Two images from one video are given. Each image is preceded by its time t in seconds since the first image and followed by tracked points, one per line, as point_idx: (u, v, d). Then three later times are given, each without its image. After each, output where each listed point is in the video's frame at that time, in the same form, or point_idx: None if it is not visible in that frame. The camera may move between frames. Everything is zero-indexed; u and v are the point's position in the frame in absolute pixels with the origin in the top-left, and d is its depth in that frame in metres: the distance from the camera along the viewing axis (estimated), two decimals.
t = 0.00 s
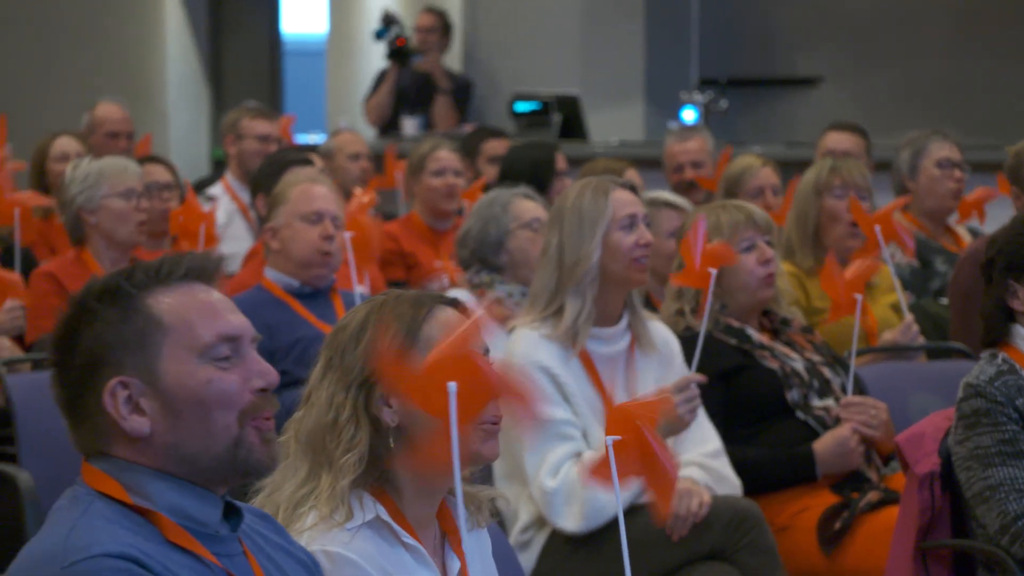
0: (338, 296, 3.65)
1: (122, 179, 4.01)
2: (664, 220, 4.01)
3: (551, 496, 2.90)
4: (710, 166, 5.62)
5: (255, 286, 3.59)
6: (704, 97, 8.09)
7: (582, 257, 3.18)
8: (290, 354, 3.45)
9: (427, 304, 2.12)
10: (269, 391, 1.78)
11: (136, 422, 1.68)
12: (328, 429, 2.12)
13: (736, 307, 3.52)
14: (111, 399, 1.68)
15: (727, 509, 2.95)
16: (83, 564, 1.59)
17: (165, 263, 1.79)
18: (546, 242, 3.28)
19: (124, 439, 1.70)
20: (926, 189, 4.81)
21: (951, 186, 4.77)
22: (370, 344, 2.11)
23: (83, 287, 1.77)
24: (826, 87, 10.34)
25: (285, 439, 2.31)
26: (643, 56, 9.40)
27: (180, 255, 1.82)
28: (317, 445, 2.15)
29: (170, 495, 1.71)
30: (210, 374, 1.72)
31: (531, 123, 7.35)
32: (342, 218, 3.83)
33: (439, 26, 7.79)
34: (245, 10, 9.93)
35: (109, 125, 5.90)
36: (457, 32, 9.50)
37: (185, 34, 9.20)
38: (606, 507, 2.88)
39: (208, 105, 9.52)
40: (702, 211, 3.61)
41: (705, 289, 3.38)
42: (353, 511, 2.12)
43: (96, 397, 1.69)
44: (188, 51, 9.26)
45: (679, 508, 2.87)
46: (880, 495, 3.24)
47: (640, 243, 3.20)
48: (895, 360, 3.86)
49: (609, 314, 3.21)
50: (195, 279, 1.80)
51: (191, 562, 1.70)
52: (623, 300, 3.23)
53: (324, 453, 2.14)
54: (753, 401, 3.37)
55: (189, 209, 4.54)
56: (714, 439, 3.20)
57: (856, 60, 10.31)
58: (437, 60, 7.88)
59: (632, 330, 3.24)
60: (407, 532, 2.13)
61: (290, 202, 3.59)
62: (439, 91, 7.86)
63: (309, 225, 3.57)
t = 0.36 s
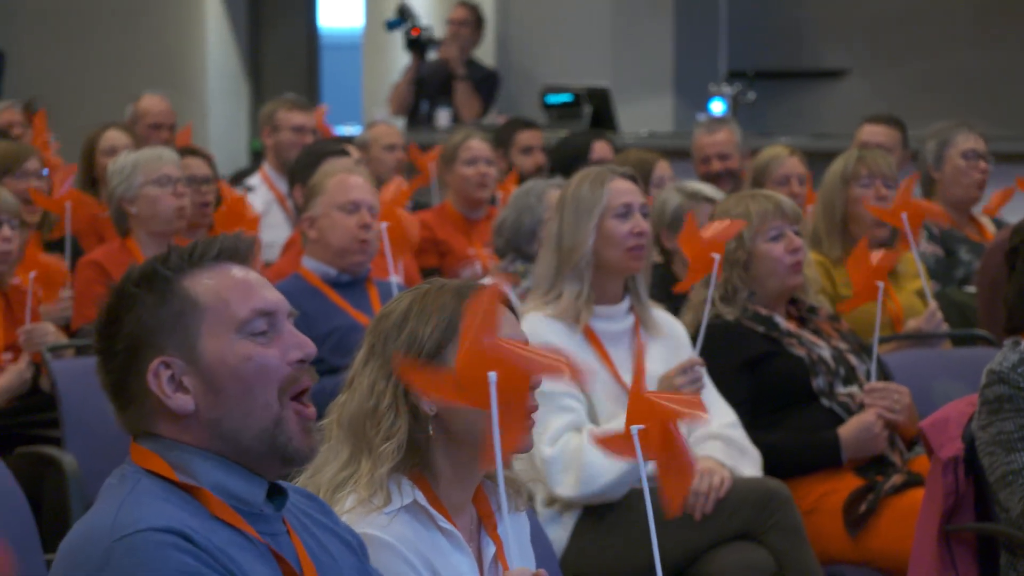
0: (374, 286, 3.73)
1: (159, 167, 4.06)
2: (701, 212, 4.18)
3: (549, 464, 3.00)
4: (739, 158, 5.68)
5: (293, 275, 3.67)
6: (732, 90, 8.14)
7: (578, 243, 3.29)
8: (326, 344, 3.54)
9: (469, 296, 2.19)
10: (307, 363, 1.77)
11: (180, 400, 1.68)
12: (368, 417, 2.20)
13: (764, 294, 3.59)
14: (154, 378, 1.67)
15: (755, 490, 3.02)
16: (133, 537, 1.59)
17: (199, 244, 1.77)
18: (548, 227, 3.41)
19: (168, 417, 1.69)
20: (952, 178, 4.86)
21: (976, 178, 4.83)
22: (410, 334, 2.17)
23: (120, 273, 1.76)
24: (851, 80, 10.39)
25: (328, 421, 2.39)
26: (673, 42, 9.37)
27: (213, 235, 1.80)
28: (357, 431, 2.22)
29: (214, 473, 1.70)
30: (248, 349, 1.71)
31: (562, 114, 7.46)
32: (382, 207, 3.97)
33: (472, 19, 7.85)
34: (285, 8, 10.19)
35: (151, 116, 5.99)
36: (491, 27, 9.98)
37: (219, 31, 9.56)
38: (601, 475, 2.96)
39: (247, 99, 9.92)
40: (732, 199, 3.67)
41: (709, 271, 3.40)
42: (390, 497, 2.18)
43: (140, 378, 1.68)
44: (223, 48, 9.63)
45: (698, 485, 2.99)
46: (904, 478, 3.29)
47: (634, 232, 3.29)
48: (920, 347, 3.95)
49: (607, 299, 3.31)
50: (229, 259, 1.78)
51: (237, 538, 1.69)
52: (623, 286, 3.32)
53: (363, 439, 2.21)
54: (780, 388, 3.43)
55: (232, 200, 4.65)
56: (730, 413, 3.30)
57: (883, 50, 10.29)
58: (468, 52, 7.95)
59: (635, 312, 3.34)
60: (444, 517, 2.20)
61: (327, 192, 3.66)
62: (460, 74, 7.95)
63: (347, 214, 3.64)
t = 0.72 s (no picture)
0: (421, 283, 3.80)
1: (219, 168, 4.15)
2: (739, 213, 4.25)
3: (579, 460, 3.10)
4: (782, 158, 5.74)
5: (343, 271, 3.76)
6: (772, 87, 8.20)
7: (580, 240, 3.41)
8: (375, 340, 3.61)
9: (506, 287, 2.24)
10: (354, 353, 1.87)
11: (229, 391, 1.80)
12: (411, 406, 2.27)
13: (807, 288, 3.65)
14: (204, 371, 1.80)
15: (798, 480, 3.08)
16: (183, 523, 1.70)
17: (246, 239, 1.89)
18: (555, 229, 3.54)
19: (219, 407, 1.82)
20: (991, 175, 4.90)
21: (1015, 176, 4.88)
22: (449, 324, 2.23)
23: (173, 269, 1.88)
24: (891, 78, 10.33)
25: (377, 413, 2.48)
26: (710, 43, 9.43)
27: (260, 231, 1.91)
28: (402, 422, 2.30)
29: (262, 462, 1.82)
30: (294, 340, 1.82)
31: (605, 112, 7.57)
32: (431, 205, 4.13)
33: (516, 20, 7.96)
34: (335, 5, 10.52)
35: (204, 114, 6.09)
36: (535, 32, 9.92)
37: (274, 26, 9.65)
38: (632, 468, 3.07)
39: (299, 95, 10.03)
40: (775, 197, 3.73)
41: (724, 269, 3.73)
42: (437, 483, 2.27)
43: (191, 369, 1.81)
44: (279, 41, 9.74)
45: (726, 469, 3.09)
46: (944, 470, 3.37)
47: (636, 227, 3.41)
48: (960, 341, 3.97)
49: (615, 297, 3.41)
50: (275, 253, 1.89)
51: (285, 522, 1.80)
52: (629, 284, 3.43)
53: (407, 429, 2.29)
54: (823, 380, 3.49)
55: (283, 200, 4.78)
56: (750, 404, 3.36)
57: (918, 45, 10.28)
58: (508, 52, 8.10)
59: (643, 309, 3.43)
60: (491, 503, 2.27)
61: (377, 189, 3.76)
62: (496, 73, 8.06)
63: (394, 210, 3.74)
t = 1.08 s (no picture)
0: (470, 279, 3.88)
1: (257, 176, 4.29)
2: (778, 211, 4.31)
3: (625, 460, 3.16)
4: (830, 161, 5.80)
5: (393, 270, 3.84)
6: (814, 91, 8.28)
7: (616, 244, 3.48)
8: (425, 336, 3.69)
9: (561, 286, 2.28)
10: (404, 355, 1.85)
11: (283, 389, 1.77)
12: (465, 402, 2.31)
13: (854, 284, 3.70)
14: (259, 367, 1.77)
15: (840, 481, 3.13)
16: (240, 520, 1.65)
17: (304, 239, 1.86)
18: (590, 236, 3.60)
19: (272, 405, 1.79)
20: None
21: None
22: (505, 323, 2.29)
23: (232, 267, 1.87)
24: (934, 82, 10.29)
25: (430, 414, 2.51)
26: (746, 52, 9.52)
27: (316, 231, 1.89)
28: (457, 417, 2.34)
29: (315, 457, 1.78)
30: (348, 340, 1.79)
31: (652, 114, 7.69)
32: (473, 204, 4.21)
33: (561, 26, 8.11)
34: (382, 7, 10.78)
35: (260, 117, 6.22)
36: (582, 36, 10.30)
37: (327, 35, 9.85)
38: (676, 470, 3.12)
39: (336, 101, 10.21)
40: (827, 197, 3.79)
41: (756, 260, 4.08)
42: (491, 480, 2.29)
43: (247, 367, 1.78)
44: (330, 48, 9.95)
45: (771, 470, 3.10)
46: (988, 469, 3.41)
47: (671, 226, 3.46)
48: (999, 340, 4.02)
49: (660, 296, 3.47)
50: (331, 253, 1.87)
51: (338, 519, 1.75)
52: (673, 282, 3.48)
53: (462, 425, 2.33)
54: (868, 376, 3.55)
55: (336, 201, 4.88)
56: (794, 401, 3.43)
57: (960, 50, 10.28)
58: (553, 57, 8.21)
59: (689, 307, 3.48)
60: (544, 501, 2.29)
61: (420, 188, 3.86)
62: (539, 82, 8.26)
63: (440, 208, 3.83)
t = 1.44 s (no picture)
0: (514, 276, 3.96)
1: (309, 175, 4.38)
2: (823, 210, 4.36)
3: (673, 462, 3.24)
4: (874, 160, 5.84)
5: (438, 269, 3.91)
6: (858, 95, 8.32)
7: (666, 245, 3.55)
8: (474, 321, 3.77)
9: (619, 289, 2.35)
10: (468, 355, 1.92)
11: (348, 387, 1.84)
12: (524, 400, 2.36)
13: (902, 282, 3.76)
14: (325, 366, 1.85)
15: (884, 476, 3.18)
16: (302, 516, 1.73)
17: (371, 241, 1.93)
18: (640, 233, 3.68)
19: (336, 402, 1.86)
20: None
21: None
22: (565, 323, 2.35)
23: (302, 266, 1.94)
24: (973, 86, 10.34)
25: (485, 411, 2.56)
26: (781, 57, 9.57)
27: (383, 232, 1.95)
28: (514, 416, 2.39)
29: (377, 455, 1.85)
30: (412, 341, 1.86)
31: (697, 118, 7.78)
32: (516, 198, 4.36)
33: (606, 30, 8.18)
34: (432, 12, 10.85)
35: (314, 121, 6.35)
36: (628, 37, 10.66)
37: (384, 42, 10.01)
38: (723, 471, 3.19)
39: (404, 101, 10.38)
40: (876, 197, 3.85)
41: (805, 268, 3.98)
42: (545, 476, 2.33)
43: (314, 364, 1.86)
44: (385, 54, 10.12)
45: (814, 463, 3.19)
46: None
47: (721, 230, 3.53)
48: None
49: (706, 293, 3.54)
50: (397, 254, 1.93)
51: (398, 517, 1.82)
52: (721, 283, 3.55)
53: (518, 423, 2.38)
54: (913, 369, 3.62)
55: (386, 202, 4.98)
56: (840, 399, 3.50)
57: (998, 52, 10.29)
58: (597, 62, 8.32)
59: (737, 307, 3.54)
60: (597, 499, 2.32)
61: (461, 189, 3.93)
62: (585, 88, 8.34)
63: (480, 206, 3.90)
